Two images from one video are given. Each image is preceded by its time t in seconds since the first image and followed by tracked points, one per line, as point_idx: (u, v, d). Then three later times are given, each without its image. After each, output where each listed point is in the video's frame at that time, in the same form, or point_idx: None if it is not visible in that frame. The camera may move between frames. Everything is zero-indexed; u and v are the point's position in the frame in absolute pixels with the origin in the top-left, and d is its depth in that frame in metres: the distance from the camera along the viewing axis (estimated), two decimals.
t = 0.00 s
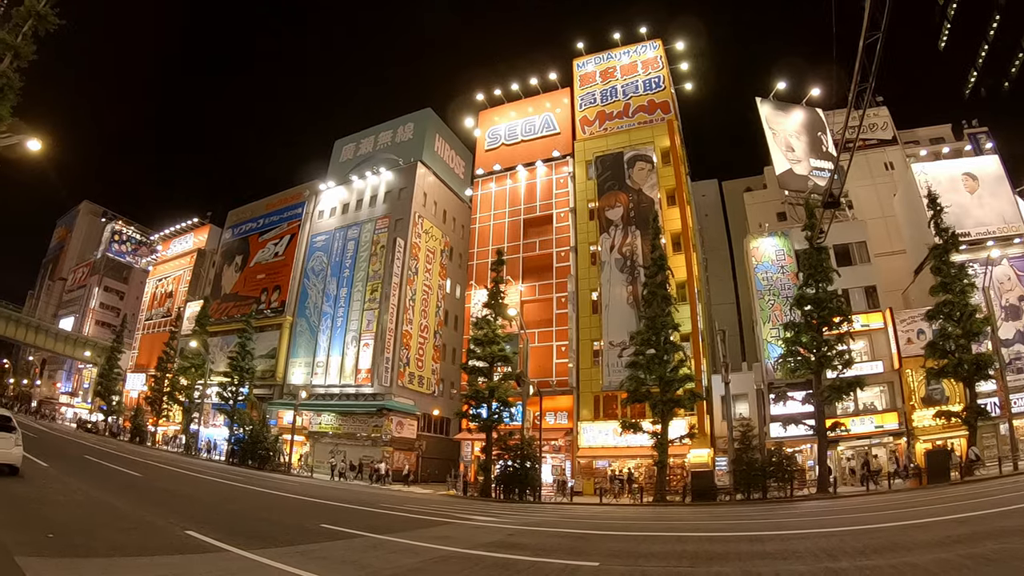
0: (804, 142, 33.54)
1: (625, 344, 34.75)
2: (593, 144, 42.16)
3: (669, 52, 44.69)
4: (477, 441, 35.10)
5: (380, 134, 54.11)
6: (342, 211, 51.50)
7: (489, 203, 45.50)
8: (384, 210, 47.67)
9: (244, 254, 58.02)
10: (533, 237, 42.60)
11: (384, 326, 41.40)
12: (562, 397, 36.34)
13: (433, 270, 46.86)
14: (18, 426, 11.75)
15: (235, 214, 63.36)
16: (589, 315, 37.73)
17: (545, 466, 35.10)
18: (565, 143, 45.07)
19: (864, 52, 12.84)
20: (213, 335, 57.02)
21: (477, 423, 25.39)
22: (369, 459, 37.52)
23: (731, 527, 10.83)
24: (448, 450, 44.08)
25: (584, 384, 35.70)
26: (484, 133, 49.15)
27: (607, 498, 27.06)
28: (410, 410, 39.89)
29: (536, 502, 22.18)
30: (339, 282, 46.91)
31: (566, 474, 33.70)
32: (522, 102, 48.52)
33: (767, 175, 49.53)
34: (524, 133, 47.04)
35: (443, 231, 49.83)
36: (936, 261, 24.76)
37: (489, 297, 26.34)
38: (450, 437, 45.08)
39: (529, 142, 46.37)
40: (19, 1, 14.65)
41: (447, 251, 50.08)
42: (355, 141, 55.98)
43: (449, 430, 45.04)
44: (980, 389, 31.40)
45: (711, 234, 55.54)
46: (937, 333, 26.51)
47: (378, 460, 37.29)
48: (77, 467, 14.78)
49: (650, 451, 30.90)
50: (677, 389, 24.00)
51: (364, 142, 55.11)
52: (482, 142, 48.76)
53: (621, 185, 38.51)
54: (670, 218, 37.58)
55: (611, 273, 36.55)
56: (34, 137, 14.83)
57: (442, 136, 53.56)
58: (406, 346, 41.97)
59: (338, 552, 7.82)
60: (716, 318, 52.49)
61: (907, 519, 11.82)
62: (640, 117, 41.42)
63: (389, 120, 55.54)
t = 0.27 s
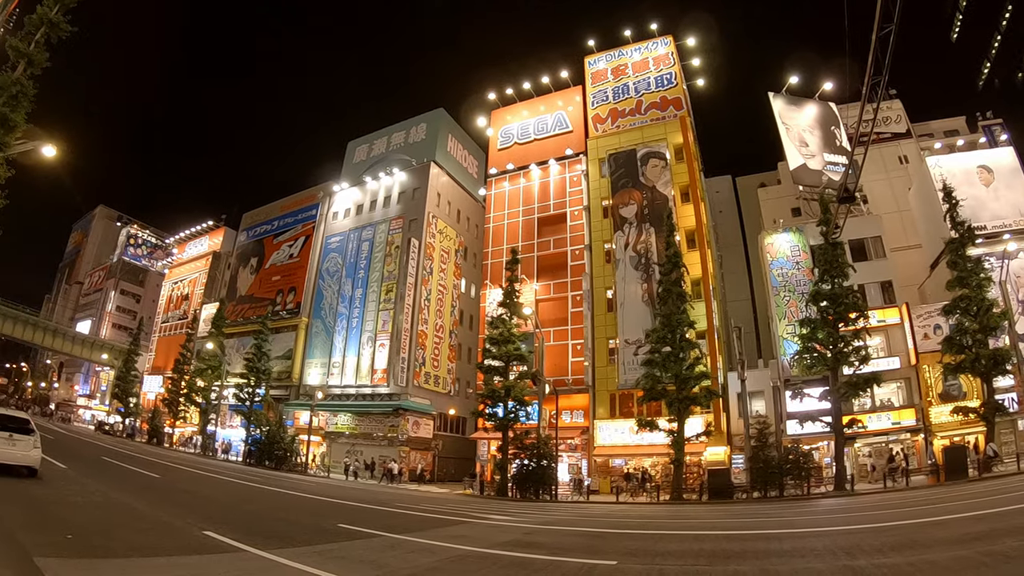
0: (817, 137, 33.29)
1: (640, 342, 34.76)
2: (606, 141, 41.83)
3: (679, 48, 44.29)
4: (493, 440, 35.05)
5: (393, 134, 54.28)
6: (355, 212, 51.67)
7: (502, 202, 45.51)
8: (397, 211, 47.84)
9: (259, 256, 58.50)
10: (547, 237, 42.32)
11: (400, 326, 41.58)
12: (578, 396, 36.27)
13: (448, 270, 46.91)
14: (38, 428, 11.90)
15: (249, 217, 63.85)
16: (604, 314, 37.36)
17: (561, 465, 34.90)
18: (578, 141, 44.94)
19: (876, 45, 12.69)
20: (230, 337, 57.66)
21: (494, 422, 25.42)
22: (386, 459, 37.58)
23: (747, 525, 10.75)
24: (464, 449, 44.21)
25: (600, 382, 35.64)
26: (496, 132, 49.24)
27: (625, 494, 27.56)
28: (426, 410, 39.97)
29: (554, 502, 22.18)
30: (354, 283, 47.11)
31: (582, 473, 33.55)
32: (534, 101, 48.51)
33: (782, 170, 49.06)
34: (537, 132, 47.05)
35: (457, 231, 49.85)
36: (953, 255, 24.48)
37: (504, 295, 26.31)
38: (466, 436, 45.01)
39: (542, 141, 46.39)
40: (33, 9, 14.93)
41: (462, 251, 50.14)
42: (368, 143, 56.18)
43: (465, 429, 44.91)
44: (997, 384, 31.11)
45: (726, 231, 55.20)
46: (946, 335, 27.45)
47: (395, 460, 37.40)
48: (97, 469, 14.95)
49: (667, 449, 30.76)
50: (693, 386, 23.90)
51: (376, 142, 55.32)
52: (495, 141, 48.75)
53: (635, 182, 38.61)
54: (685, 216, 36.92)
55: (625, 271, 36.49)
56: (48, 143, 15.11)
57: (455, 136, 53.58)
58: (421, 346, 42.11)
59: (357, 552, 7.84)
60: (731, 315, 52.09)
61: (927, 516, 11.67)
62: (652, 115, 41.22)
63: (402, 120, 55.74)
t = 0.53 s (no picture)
0: (829, 132, 33.12)
1: (655, 340, 34.62)
2: (618, 139, 41.43)
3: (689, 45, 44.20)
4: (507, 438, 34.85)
5: (405, 135, 54.48)
6: (369, 213, 51.74)
7: (515, 201, 45.74)
8: (409, 211, 47.98)
9: (272, 258, 58.97)
10: (560, 235, 42.71)
11: (413, 327, 41.73)
12: (593, 395, 36.01)
13: (461, 269, 47.01)
14: (55, 431, 12.03)
15: (262, 219, 64.29)
16: (618, 312, 37.24)
17: (575, 463, 34.85)
18: (591, 138, 45.16)
19: (890, 38, 12.72)
20: (243, 338, 58.01)
21: (508, 421, 25.46)
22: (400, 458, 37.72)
23: (762, 523, 10.71)
24: (478, 449, 43.96)
25: (614, 380, 35.48)
26: (508, 131, 49.21)
27: (639, 495, 27.49)
28: (440, 409, 40.02)
29: (569, 500, 22.11)
30: (367, 284, 47.24)
31: (597, 471, 33.49)
32: (545, 100, 48.81)
33: (794, 166, 48.79)
34: (548, 130, 47.18)
35: (470, 231, 50.00)
36: (967, 250, 24.27)
37: (518, 294, 26.37)
38: (480, 436, 44.97)
39: (554, 140, 46.51)
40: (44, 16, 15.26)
41: (475, 250, 50.16)
42: (380, 144, 56.37)
43: (478, 429, 44.80)
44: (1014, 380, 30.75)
45: (739, 227, 54.84)
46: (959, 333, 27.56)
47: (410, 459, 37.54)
48: (113, 470, 15.08)
49: (682, 446, 30.38)
50: (708, 384, 23.67)
51: (389, 143, 55.51)
52: (506, 140, 48.75)
53: (647, 179, 38.32)
54: (697, 213, 36.53)
55: (639, 268, 36.32)
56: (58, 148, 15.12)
57: (467, 136, 53.80)
58: (435, 346, 42.31)
59: (373, 551, 7.83)
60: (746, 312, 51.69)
61: (945, 513, 11.54)
62: (663, 112, 41.00)
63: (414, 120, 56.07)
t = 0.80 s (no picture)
0: (842, 126, 31.57)
1: (669, 338, 34.45)
2: (630, 136, 41.25)
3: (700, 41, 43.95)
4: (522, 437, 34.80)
5: (417, 135, 54.53)
6: (382, 213, 51.76)
7: (528, 199, 45.69)
8: (423, 211, 48.06)
9: (287, 259, 59.43)
10: (574, 233, 42.64)
11: (428, 327, 41.75)
12: (607, 392, 36.32)
13: (474, 269, 47.05)
14: (72, 432, 12.14)
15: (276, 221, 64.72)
16: (632, 309, 37.07)
17: (590, 462, 34.86)
18: (603, 136, 44.97)
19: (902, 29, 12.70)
20: (259, 340, 58.23)
21: (523, 420, 25.51)
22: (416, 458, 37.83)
23: (777, 521, 10.63)
24: (495, 447, 44.27)
25: (629, 378, 35.30)
26: (520, 130, 49.19)
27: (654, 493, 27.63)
28: (455, 408, 40.02)
29: (586, 498, 22.16)
30: (382, 284, 47.43)
31: (612, 469, 33.46)
32: (557, 98, 48.70)
33: (807, 161, 48.31)
34: (560, 129, 47.00)
35: (483, 230, 49.97)
36: (982, 244, 23.97)
37: (532, 293, 26.34)
38: (495, 435, 45.19)
39: (566, 139, 46.41)
40: (55, 22, 15.51)
41: (489, 249, 50.29)
42: (392, 145, 56.45)
43: (494, 428, 45.21)
44: None
45: (752, 223, 54.42)
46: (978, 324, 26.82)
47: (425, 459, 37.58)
48: (130, 471, 15.18)
49: (696, 444, 30.35)
50: (723, 381, 23.64)
51: (402, 143, 55.62)
52: (518, 139, 48.75)
53: (660, 176, 38.10)
54: (711, 209, 36.64)
55: (653, 266, 36.24)
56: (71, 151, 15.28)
57: (479, 135, 53.77)
58: (450, 345, 42.44)
59: (388, 550, 7.77)
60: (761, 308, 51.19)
61: (964, 511, 11.41)
62: (676, 108, 40.85)
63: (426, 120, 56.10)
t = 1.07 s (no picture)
0: (859, 120, 30.98)
1: (687, 334, 34.14)
2: (645, 133, 41.11)
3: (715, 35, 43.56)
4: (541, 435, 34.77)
5: (432, 135, 54.79)
6: (399, 213, 52.27)
7: (544, 196, 46.00)
8: (440, 211, 48.19)
9: (304, 261, 60.00)
10: (590, 230, 42.59)
11: (446, 326, 41.92)
12: (625, 390, 36.33)
13: (492, 267, 47.09)
14: (92, 435, 12.30)
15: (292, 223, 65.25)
16: (650, 306, 36.90)
17: (609, 459, 34.99)
18: (618, 133, 44.55)
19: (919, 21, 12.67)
20: (277, 341, 58.50)
21: (542, 418, 25.40)
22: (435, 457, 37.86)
23: (796, 518, 10.56)
24: (513, 446, 44.40)
25: (647, 375, 35.02)
26: (534, 128, 49.18)
27: (673, 491, 27.53)
28: (474, 407, 39.95)
29: (605, 495, 22.17)
30: (399, 284, 47.54)
31: (631, 467, 33.41)
32: (570, 95, 48.51)
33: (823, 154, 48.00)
34: (575, 126, 46.85)
35: (500, 229, 49.94)
36: (1001, 236, 23.58)
37: (550, 291, 26.31)
38: (515, 434, 45.71)
39: (581, 136, 46.21)
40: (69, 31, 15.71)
41: (505, 248, 50.30)
42: (407, 146, 56.66)
43: (512, 427, 45.44)
44: None
45: (770, 218, 53.75)
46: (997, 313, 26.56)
47: (444, 458, 37.53)
48: (151, 473, 15.34)
49: (716, 441, 30.16)
50: (742, 377, 23.52)
51: (417, 144, 55.75)
52: (533, 137, 48.90)
53: (676, 172, 37.88)
54: (728, 204, 36.27)
55: (670, 262, 36.09)
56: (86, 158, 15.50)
57: (494, 134, 53.73)
58: (468, 344, 42.14)
59: (407, 549, 7.73)
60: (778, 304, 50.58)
61: (988, 507, 11.27)
62: (690, 103, 40.41)
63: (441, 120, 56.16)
